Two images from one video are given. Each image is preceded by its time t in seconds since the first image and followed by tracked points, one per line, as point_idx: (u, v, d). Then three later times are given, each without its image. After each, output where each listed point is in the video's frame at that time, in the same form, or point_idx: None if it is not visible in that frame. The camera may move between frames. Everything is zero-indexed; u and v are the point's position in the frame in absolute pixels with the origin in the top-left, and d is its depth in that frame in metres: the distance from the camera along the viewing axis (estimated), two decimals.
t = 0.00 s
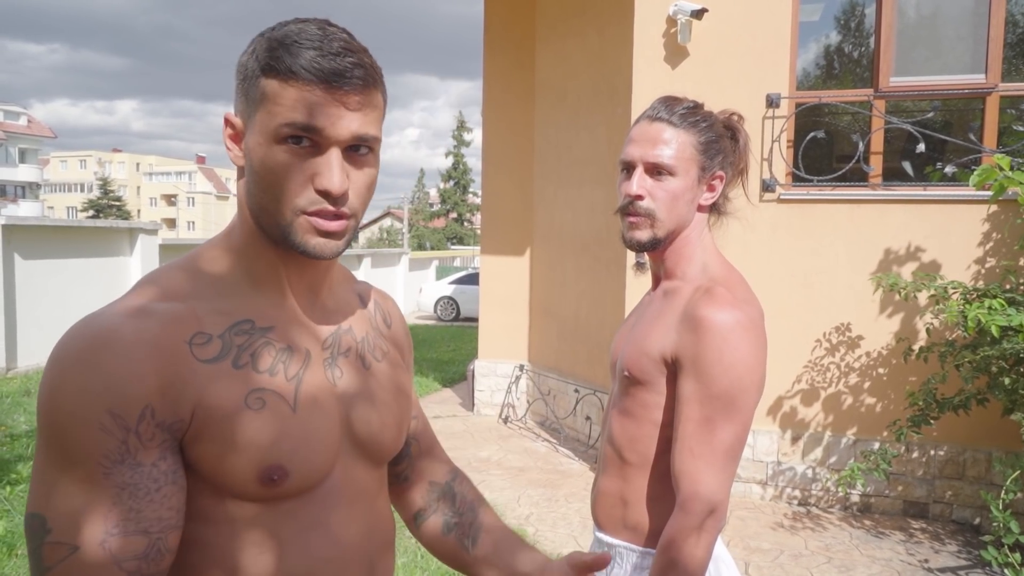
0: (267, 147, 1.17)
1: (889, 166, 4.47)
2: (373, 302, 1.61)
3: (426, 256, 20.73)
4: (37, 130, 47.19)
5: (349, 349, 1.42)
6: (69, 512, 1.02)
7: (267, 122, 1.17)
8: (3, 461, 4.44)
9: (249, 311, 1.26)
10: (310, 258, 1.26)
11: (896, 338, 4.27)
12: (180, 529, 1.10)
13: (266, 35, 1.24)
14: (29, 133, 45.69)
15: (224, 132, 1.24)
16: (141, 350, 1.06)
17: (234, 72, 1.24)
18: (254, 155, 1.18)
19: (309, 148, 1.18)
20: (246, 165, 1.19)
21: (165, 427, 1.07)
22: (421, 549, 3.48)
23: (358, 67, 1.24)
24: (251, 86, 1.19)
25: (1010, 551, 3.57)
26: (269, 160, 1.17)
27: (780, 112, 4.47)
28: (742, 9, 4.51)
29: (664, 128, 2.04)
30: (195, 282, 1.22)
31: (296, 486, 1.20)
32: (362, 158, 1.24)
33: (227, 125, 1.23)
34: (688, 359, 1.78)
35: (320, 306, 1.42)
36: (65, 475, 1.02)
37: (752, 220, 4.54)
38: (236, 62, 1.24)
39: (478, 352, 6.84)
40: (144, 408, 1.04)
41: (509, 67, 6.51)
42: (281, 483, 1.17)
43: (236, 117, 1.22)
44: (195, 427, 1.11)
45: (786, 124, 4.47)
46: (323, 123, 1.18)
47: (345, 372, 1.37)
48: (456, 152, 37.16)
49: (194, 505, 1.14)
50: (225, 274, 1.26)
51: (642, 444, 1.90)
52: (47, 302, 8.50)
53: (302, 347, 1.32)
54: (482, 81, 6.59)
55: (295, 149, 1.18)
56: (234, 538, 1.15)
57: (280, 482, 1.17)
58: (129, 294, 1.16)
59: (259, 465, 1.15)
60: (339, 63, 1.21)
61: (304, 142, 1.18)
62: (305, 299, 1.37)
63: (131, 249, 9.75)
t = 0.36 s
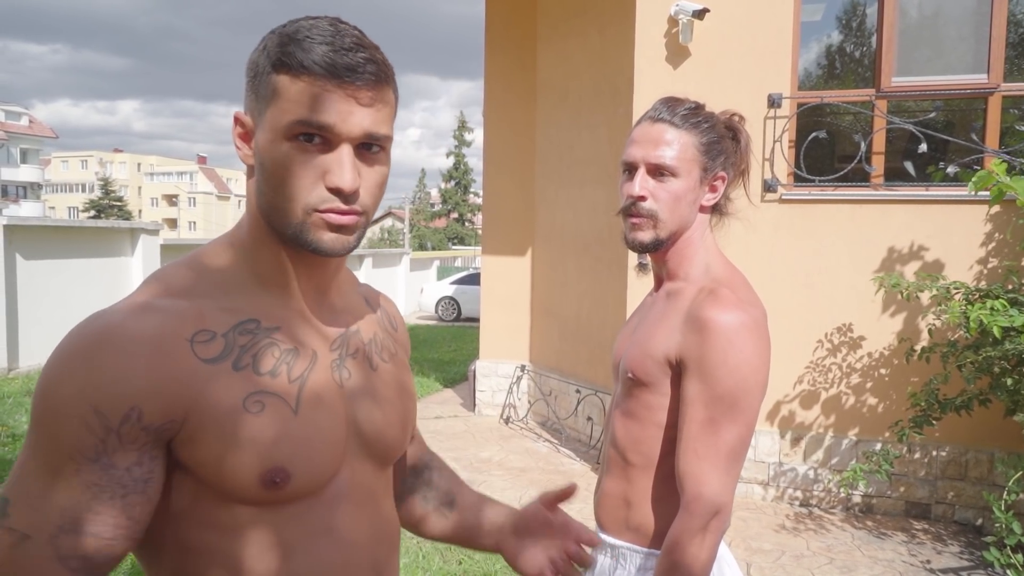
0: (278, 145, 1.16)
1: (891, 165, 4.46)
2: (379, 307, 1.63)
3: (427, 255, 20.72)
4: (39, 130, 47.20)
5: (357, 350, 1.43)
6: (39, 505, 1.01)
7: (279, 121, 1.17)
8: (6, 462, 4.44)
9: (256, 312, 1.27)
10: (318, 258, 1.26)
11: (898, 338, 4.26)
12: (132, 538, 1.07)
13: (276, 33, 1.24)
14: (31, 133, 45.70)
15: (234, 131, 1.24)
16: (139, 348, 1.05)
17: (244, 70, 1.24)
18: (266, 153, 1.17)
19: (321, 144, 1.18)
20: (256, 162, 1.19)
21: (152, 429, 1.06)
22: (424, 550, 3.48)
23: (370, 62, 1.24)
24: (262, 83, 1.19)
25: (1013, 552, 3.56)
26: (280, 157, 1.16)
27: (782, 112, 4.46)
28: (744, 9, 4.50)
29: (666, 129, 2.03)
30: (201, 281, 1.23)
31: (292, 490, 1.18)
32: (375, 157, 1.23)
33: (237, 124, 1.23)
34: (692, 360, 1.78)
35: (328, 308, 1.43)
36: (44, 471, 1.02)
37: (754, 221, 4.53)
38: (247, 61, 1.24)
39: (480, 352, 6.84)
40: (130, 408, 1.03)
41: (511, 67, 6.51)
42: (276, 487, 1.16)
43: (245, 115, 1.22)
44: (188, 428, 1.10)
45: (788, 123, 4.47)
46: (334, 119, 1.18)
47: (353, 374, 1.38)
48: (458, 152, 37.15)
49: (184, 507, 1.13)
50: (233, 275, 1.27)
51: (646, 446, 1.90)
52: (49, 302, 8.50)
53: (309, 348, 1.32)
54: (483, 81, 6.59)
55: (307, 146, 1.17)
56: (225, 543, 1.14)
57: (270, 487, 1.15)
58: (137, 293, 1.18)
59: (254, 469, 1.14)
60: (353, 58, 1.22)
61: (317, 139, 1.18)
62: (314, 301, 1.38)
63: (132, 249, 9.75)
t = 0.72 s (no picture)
0: (340, 153, 1.16)
1: (894, 165, 4.45)
2: (378, 308, 1.64)
3: (428, 256, 20.71)
4: (41, 131, 47.23)
5: (361, 350, 1.42)
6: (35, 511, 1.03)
7: (335, 128, 1.17)
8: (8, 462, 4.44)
9: (264, 316, 1.27)
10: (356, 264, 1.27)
11: (901, 338, 4.25)
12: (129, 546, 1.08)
13: (323, 34, 1.21)
14: (32, 134, 45.73)
15: (265, 128, 1.19)
16: (141, 355, 1.05)
17: (282, 66, 1.20)
18: (321, 158, 1.17)
19: (382, 157, 1.19)
20: (306, 168, 1.17)
21: (150, 440, 1.05)
22: (426, 551, 3.47)
23: (421, 76, 1.26)
24: (316, 88, 1.17)
25: (1016, 553, 3.55)
26: (338, 167, 1.17)
27: (784, 112, 4.46)
28: (746, 9, 4.49)
29: (672, 129, 2.03)
30: (204, 284, 1.23)
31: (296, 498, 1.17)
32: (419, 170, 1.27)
33: (265, 122, 1.18)
34: (697, 359, 1.77)
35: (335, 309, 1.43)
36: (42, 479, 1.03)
37: (757, 221, 4.52)
38: (290, 57, 1.19)
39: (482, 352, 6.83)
40: (126, 419, 1.03)
41: (512, 67, 6.50)
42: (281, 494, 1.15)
43: (282, 116, 1.18)
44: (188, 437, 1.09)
45: (790, 123, 4.46)
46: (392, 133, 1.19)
47: (359, 375, 1.37)
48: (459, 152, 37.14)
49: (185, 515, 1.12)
50: (238, 276, 1.26)
51: (651, 445, 1.89)
52: (50, 303, 8.51)
53: (317, 350, 1.32)
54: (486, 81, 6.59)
55: (368, 158, 1.18)
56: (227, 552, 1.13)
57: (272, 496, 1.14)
58: (138, 299, 1.18)
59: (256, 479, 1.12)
60: (409, 73, 1.23)
61: (377, 153, 1.19)
62: (321, 301, 1.38)
63: (134, 249, 9.75)
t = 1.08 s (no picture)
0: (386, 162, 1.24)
1: (895, 165, 4.45)
2: (377, 305, 1.65)
3: (428, 255, 20.71)
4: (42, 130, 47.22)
5: (358, 346, 1.43)
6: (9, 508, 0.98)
7: (381, 137, 1.24)
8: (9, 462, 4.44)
9: (266, 317, 1.27)
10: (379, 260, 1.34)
11: (902, 338, 4.26)
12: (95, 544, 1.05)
13: (356, 42, 1.27)
14: (33, 133, 45.75)
15: (311, 135, 1.21)
16: (142, 356, 1.04)
17: (325, 75, 1.22)
18: (367, 168, 1.23)
19: (418, 162, 1.30)
20: (355, 174, 1.23)
21: (148, 442, 1.04)
22: (426, 550, 3.47)
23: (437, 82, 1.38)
24: (370, 97, 1.23)
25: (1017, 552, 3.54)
26: (385, 173, 1.24)
27: (785, 111, 4.46)
28: (746, 8, 4.49)
29: (672, 128, 2.03)
30: (201, 284, 1.21)
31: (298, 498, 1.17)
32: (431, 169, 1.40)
33: (312, 130, 1.21)
34: (695, 357, 1.77)
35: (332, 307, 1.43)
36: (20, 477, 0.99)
37: (757, 220, 4.52)
38: (335, 65, 1.23)
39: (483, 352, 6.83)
40: (126, 420, 1.01)
41: (513, 66, 6.50)
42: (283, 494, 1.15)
43: (331, 125, 1.22)
44: (187, 439, 1.08)
45: (791, 123, 4.46)
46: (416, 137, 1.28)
47: (358, 372, 1.38)
48: (459, 153, 37.15)
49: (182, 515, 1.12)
50: (238, 274, 1.26)
51: (651, 443, 1.89)
52: (51, 302, 8.51)
53: (317, 350, 1.32)
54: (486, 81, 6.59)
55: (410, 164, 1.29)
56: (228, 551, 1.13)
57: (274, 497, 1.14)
58: (132, 301, 1.16)
59: (258, 480, 1.12)
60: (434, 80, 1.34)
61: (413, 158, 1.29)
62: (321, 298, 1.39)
63: (134, 249, 9.74)
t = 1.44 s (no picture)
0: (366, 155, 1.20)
1: (894, 165, 4.45)
2: (379, 303, 1.66)
3: (428, 255, 20.70)
4: (41, 130, 47.17)
5: (361, 347, 1.43)
6: (46, 525, 1.00)
7: (366, 131, 1.20)
8: (9, 461, 4.43)
9: (272, 319, 1.27)
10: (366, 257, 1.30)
11: (901, 337, 4.26)
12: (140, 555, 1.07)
13: (343, 34, 1.24)
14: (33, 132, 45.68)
15: (289, 127, 1.20)
16: (155, 367, 1.04)
17: (304, 67, 1.21)
18: (349, 161, 1.20)
19: (406, 157, 1.24)
20: (333, 167, 1.19)
21: (167, 453, 1.04)
22: (427, 550, 3.47)
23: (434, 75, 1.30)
24: (343, 86, 1.20)
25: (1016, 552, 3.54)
26: (363, 166, 1.20)
27: (785, 110, 4.46)
28: (746, 8, 4.49)
29: (671, 126, 2.03)
30: (207, 288, 1.21)
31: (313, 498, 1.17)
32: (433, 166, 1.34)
33: (290, 121, 1.20)
34: (694, 357, 1.77)
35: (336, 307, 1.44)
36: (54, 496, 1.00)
37: (757, 220, 4.52)
38: (315, 58, 1.21)
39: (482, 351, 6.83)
40: (142, 435, 1.01)
41: (512, 65, 6.50)
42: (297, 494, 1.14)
43: (308, 117, 1.19)
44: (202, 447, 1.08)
45: (790, 122, 4.47)
46: (412, 132, 1.23)
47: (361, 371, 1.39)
48: (459, 152, 37.16)
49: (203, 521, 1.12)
50: (243, 276, 1.26)
51: (649, 443, 1.90)
52: (51, 302, 8.51)
53: (319, 351, 1.31)
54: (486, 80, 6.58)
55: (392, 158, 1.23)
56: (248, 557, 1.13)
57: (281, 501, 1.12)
58: (138, 308, 1.15)
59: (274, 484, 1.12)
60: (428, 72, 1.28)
61: (400, 152, 1.23)
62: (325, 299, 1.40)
63: (134, 249, 9.74)
